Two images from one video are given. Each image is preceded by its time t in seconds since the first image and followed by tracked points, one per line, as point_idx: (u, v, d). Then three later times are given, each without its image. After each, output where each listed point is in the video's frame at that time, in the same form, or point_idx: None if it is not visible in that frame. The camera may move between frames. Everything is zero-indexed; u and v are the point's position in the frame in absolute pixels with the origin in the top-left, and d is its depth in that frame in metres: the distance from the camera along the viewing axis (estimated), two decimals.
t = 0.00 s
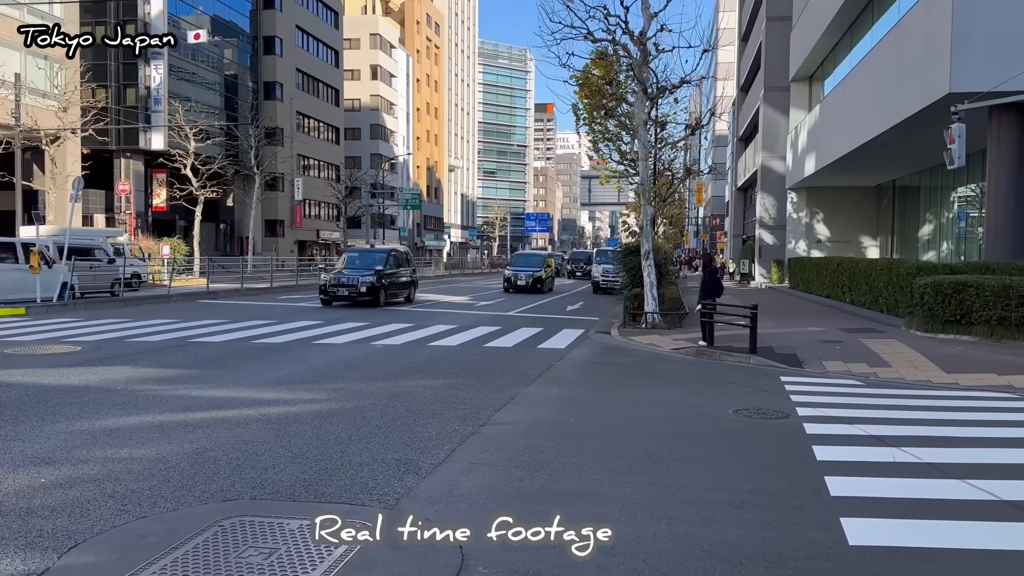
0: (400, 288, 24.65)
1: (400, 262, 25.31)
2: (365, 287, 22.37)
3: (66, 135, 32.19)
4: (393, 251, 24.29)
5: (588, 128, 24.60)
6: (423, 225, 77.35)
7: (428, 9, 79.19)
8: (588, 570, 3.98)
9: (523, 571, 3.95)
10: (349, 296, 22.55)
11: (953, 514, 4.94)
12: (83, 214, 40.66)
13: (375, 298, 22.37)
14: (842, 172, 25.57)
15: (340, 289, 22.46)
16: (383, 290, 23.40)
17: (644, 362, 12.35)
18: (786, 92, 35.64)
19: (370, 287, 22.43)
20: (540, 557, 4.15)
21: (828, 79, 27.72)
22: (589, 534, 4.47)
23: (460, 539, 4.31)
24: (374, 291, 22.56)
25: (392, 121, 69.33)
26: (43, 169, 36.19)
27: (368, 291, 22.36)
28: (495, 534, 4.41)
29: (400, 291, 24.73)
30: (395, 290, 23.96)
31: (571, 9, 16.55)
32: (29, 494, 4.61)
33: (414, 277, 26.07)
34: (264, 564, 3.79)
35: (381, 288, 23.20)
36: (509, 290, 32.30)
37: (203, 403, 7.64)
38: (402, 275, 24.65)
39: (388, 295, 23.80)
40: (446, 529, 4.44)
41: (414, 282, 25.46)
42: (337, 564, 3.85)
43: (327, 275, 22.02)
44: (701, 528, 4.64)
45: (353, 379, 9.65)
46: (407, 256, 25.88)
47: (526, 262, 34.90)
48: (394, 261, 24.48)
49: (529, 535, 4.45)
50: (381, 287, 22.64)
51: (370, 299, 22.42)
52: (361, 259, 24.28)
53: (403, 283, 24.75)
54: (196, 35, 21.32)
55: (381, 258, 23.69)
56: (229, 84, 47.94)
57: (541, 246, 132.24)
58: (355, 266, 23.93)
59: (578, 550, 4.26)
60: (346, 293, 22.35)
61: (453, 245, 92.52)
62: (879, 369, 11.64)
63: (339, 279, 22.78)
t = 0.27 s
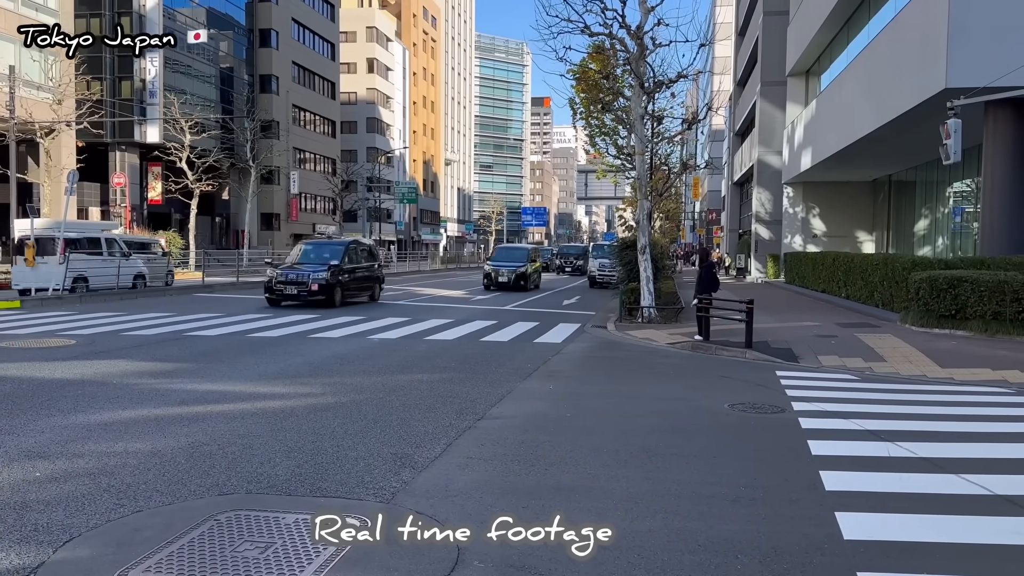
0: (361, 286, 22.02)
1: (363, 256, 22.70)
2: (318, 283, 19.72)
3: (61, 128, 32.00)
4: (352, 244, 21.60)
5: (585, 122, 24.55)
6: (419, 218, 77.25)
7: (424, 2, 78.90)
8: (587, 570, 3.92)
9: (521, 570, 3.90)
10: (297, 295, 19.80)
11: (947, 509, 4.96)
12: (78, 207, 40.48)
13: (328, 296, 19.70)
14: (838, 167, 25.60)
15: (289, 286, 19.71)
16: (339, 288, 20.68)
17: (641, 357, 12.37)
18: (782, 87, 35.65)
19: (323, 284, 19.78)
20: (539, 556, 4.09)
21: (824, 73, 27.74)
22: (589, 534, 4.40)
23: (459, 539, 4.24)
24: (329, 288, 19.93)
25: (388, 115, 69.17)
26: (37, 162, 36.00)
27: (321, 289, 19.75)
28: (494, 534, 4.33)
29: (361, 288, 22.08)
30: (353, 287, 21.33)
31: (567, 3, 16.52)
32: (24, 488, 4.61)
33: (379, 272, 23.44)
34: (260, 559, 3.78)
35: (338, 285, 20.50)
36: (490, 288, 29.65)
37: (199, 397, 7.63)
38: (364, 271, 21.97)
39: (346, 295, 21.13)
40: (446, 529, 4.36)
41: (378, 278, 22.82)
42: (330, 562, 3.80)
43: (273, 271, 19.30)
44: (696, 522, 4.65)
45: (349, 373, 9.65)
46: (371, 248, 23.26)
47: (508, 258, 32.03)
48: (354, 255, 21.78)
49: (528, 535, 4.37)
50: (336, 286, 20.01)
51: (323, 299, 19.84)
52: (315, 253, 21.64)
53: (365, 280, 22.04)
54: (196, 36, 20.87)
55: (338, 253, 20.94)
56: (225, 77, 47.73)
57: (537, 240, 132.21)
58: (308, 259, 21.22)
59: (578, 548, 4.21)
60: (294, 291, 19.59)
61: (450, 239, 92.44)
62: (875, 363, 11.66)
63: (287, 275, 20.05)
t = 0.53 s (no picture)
0: (315, 289, 18.73)
1: (317, 252, 19.36)
2: (255, 285, 16.43)
3: (58, 125, 31.91)
4: (301, 240, 18.25)
5: (582, 119, 24.54)
6: (416, 215, 77.19)
7: None
8: (585, 569, 3.91)
9: (519, 569, 3.88)
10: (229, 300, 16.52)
11: (944, 506, 4.98)
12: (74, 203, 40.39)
13: (265, 300, 16.43)
14: (835, 164, 25.64)
15: (220, 289, 16.47)
16: (285, 289, 17.34)
17: (638, 354, 12.38)
18: (779, 84, 35.68)
19: (262, 286, 16.45)
20: (539, 555, 4.08)
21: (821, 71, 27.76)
22: (590, 534, 4.38)
23: (459, 539, 4.22)
24: (269, 290, 16.63)
25: (385, 111, 69.10)
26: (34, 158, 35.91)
27: (258, 292, 16.44)
28: (495, 535, 4.30)
29: (315, 292, 18.75)
30: (303, 289, 18.11)
31: None
32: (23, 485, 4.62)
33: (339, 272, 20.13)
34: (259, 556, 3.79)
35: (282, 287, 17.17)
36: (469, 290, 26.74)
37: (197, 394, 7.64)
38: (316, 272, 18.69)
39: (294, 298, 17.83)
40: (446, 529, 4.34)
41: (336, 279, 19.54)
42: (328, 560, 3.80)
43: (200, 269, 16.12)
44: (693, 519, 4.67)
45: (346, 370, 9.65)
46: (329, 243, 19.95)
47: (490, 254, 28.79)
48: (304, 253, 18.44)
49: (529, 535, 4.35)
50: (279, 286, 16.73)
51: (261, 303, 16.57)
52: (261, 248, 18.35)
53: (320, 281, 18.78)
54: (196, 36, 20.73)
55: (285, 249, 17.62)
56: (222, 73, 47.64)
57: (535, 238, 132.14)
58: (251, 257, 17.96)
59: (579, 548, 4.19)
60: (227, 295, 16.38)
61: (447, 236, 92.41)
62: (872, 361, 11.70)
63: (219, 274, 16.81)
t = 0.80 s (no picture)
0: (252, 295, 15.66)
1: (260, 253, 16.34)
2: (171, 292, 13.38)
3: (57, 125, 31.87)
4: (234, 237, 15.21)
5: (581, 119, 24.54)
6: (415, 215, 77.18)
7: None
8: (583, 568, 3.93)
9: (517, 569, 3.89)
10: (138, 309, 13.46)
11: (941, 505, 5.00)
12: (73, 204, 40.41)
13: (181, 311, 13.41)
14: (834, 164, 25.64)
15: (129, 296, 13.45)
16: (207, 294, 14.20)
17: (637, 354, 12.39)
18: (779, 84, 35.69)
19: (178, 294, 13.40)
20: (539, 555, 4.08)
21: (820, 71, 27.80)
22: (589, 534, 4.37)
23: (459, 539, 4.22)
24: (186, 298, 13.57)
25: (384, 111, 69.08)
26: (33, 159, 35.90)
27: (175, 301, 13.40)
28: (494, 534, 4.31)
29: (251, 298, 15.67)
30: (236, 298, 15.07)
31: None
32: (23, 484, 4.62)
33: (287, 276, 17.06)
34: (258, 555, 3.80)
35: (206, 294, 14.15)
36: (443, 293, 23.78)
37: (196, 393, 7.65)
38: (254, 276, 15.65)
39: (223, 305, 14.74)
40: (445, 530, 4.34)
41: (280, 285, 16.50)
42: (327, 559, 3.81)
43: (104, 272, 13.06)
44: (691, 518, 4.68)
45: (345, 369, 9.65)
46: (274, 243, 16.93)
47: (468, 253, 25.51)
48: (239, 252, 15.37)
49: (528, 535, 4.35)
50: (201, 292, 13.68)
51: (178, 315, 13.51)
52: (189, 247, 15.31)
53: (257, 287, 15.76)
54: (196, 36, 20.75)
55: (214, 248, 14.57)
56: (221, 73, 47.61)
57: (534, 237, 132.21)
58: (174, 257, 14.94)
59: (578, 548, 4.19)
60: (136, 304, 13.34)
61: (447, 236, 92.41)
62: (870, 360, 11.72)
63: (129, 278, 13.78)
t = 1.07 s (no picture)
0: (163, 306, 12.66)
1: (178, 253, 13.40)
2: (43, 306, 10.30)
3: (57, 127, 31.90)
4: (135, 235, 12.23)
5: (581, 121, 24.56)
6: (415, 218, 77.25)
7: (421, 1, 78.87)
8: (583, 568, 3.94)
9: (517, 570, 3.90)
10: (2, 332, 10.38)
11: (939, 505, 5.01)
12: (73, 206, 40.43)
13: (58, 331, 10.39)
14: (833, 165, 25.64)
15: None
16: (99, 308, 11.22)
17: (637, 355, 12.40)
18: (778, 85, 35.74)
19: (53, 308, 10.34)
20: (539, 556, 4.09)
21: (819, 73, 27.85)
22: (588, 534, 4.39)
23: (459, 539, 4.24)
24: (66, 313, 10.56)
25: (384, 113, 69.14)
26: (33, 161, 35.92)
27: (50, 317, 10.36)
28: (493, 535, 4.33)
29: (162, 309, 12.65)
30: (139, 309, 12.03)
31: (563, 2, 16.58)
32: (22, 487, 4.63)
33: (214, 282, 14.10)
34: (258, 557, 3.81)
35: (96, 306, 11.14)
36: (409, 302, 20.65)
37: (197, 396, 7.66)
38: (165, 281, 12.64)
39: (123, 319, 11.76)
40: (446, 531, 4.34)
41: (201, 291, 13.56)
42: (328, 560, 3.83)
43: None
44: (691, 519, 4.69)
45: (345, 372, 9.65)
46: (197, 242, 14.03)
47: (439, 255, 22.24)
48: (142, 254, 12.35)
49: (528, 535, 4.38)
50: (88, 305, 10.64)
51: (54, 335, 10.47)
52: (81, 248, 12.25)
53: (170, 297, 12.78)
54: (196, 37, 20.78)
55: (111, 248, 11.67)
56: (221, 75, 47.65)
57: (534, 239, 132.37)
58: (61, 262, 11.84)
59: (578, 548, 4.22)
60: None
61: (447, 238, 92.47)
62: (870, 362, 11.72)
63: None
